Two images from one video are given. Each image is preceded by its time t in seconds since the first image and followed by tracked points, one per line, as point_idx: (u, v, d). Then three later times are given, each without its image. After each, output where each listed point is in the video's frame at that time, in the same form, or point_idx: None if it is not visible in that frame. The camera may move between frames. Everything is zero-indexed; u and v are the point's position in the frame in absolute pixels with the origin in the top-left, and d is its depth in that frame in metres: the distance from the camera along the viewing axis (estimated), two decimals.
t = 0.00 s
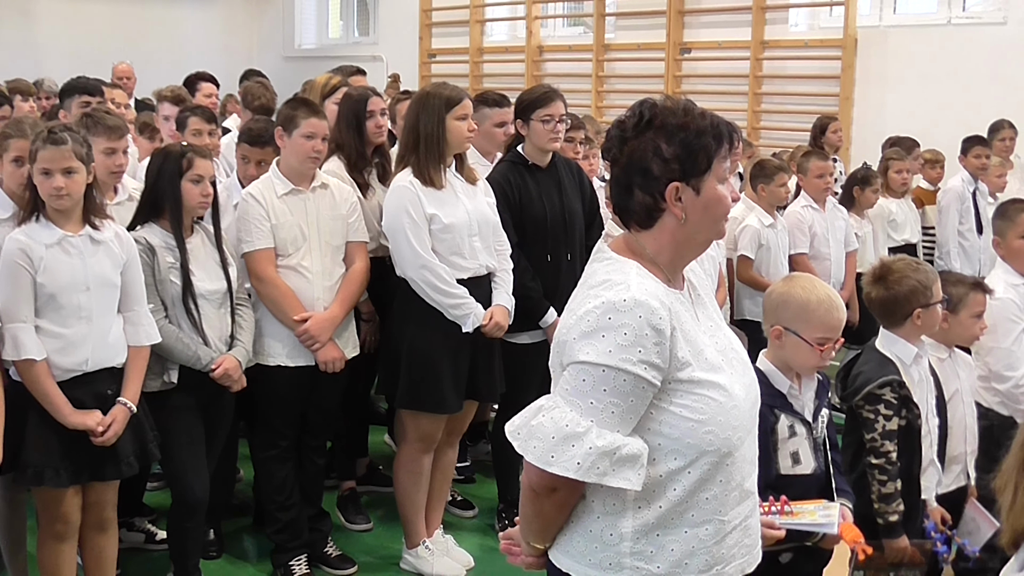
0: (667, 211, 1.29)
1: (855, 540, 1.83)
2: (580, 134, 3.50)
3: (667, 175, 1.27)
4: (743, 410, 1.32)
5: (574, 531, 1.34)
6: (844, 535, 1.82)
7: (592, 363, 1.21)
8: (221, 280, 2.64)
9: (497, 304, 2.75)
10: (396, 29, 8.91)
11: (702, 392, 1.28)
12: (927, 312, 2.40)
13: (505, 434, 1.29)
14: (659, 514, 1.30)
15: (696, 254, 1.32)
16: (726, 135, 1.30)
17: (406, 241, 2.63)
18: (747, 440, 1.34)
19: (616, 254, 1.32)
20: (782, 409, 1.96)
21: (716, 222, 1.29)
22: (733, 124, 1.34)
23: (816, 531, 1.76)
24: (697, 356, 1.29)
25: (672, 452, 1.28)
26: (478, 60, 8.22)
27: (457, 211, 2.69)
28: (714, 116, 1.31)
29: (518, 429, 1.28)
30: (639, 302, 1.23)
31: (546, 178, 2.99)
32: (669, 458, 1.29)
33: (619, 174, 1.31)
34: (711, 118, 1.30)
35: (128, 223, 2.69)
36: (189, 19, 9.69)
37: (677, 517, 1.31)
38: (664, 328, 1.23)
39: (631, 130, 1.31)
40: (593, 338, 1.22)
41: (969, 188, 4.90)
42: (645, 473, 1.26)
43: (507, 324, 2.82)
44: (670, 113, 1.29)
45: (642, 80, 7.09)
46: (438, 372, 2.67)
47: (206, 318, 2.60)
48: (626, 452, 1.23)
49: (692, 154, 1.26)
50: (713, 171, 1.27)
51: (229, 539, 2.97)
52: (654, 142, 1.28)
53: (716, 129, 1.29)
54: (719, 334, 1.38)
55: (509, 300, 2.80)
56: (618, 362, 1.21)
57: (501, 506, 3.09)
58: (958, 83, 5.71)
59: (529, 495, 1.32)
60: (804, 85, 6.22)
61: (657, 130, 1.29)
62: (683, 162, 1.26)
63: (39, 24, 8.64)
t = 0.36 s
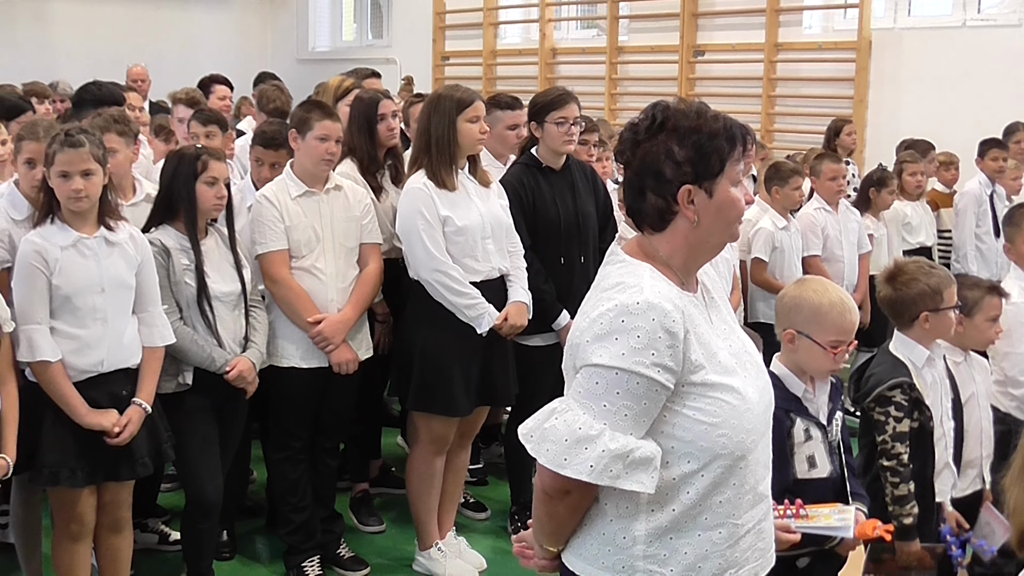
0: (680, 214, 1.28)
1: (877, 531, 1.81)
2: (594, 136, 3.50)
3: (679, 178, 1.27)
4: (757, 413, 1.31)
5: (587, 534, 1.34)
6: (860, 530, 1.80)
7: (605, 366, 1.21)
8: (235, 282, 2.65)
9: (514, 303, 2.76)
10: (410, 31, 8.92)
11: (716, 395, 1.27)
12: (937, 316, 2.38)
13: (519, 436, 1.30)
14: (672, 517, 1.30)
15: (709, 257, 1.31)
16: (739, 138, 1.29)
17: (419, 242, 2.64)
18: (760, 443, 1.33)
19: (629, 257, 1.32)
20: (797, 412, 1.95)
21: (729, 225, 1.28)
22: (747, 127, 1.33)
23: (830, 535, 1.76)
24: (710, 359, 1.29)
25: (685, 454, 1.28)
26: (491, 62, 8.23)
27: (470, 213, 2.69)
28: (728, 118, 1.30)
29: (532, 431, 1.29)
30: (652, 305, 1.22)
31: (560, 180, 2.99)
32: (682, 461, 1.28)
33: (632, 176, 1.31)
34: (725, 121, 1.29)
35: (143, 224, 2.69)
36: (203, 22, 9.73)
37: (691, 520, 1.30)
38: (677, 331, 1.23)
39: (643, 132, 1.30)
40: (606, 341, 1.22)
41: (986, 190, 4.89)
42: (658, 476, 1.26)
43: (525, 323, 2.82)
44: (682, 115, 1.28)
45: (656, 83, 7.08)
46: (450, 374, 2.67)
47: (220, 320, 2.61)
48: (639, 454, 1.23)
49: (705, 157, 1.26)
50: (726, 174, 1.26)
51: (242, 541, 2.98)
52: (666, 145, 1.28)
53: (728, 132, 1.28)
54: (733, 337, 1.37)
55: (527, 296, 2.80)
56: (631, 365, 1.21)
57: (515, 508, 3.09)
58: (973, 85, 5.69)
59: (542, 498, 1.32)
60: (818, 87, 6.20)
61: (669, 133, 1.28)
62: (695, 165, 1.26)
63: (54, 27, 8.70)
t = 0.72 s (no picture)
0: (687, 213, 1.28)
1: (883, 527, 1.81)
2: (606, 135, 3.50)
3: (685, 178, 1.26)
4: (768, 414, 1.30)
5: (598, 534, 1.34)
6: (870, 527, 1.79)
7: (616, 366, 1.20)
8: (247, 281, 2.65)
9: (523, 308, 2.76)
10: (422, 30, 8.92)
11: (727, 395, 1.26)
12: (948, 314, 2.37)
13: (530, 436, 1.30)
14: (683, 518, 1.29)
15: (718, 257, 1.30)
16: (748, 137, 1.28)
17: (429, 242, 2.64)
18: (772, 444, 1.32)
19: (639, 257, 1.32)
20: (810, 411, 1.94)
21: (738, 225, 1.27)
22: (757, 126, 1.31)
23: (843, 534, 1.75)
24: (721, 359, 1.28)
25: (695, 455, 1.27)
26: (503, 61, 8.22)
27: (480, 213, 2.69)
28: (737, 117, 1.28)
29: (543, 431, 1.29)
30: (663, 305, 1.22)
31: (571, 180, 2.99)
32: (693, 461, 1.27)
33: (640, 176, 1.31)
34: (733, 120, 1.27)
35: (155, 223, 2.70)
36: (215, 21, 9.75)
37: (702, 520, 1.30)
38: (688, 331, 1.22)
39: (651, 131, 1.30)
40: (617, 341, 1.22)
41: (1000, 190, 4.86)
42: (669, 476, 1.25)
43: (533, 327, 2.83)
44: (690, 115, 1.27)
45: (667, 82, 7.07)
46: (460, 374, 2.67)
47: (232, 319, 2.61)
48: (650, 455, 1.22)
49: (712, 157, 1.25)
50: (733, 175, 1.25)
51: (253, 539, 2.99)
52: (673, 144, 1.27)
53: (737, 131, 1.27)
54: (744, 337, 1.37)
55: (536, 303, 2.81)
56: (642, 365, 1.20)
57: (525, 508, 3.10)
58: (987, 84, 5.66)
59: (552, 497, 1.32)
60: (830, 86, 6.18)
61: (676, 132, 1.28)
62: (701, 165, 1.25)
63: (66, 26, 8.73)
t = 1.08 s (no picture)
0: (689, 214, 1.29)
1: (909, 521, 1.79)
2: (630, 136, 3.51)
3: (686, 178, 1.27)
4: (789, 416, 1.29)
5: (617, 535, 1.33)
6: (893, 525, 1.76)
7: (634, 365, 1.20)
8: (267, 280, 2.66)
9: (542, 309, 2.77)
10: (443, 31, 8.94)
11: (747, 397, 1.25)
12: (971, 316, 2.33)
13: (549, 435, 1.29)
14: (702, 519, 1.28)
15: (726, 264, 1.28)
16: (759, 144, 1.23)
17: (449, 243, 2.64)
18: (793, 446, 1.31)
19: (652, 253, 1.33)
20: (832, 412, 1.92)
21: (738, 233, 1.24)
22: (779, 132, 1.26)
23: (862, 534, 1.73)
24: (741, 360, 1.27)
25: (714, 456, 1.26)
26: (524, 62, 8.22)
27: (500, 213, 2.69)
28: (752, 121, 1.25)
29: (561, 430, 1.29)
30: (682, 305, 1.21)
31: (592, 180, 2.98)
32: (712, 462, 1.26)
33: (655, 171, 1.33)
34: (745, 124, 1.24)
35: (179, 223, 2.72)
36: (238, 23, 9.82)
37: (721, 522, 1.29)
38: (707, 331, 1.22)
39: (668, 130, 1.30)
40: (635, 340, 1.21)
41: None
42: (687, 477, 1.25)
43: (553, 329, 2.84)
44: (701, 116, 1.26)
45: (689, 83, 7.04)
46: (480, 374, 2.67)
47: (255, 318, 2.62)
48: (667, 454, 1.21)
49: (711, 161, 1.24)
50: (732, 182, 1.23)
51: (275, 538, 3.01)
52: (680, 143, 1.28)
53: (746, 137, 1.23)
54: (766, 339, 1.36)
55: (555, 305, 2.80)
56: (660, 365, 1.20)
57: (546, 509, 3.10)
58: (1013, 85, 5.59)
59: (570, 497, 1.32)
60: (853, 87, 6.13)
61: (686, 132, 1.27)
62: (699, 168, 1.25)
63: (91, 28, 8.82)
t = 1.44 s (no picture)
0: (713, 215, 1.29)
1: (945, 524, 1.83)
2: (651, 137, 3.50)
3: (710, 178, 1.27)
4: (811, 419, 1.26)
5: (634, 532, 1.33)
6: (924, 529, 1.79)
7: (649, 363, 1.20)
8: (292, 281, 2.68)
9: (564, 310, 2.75)
10: (467, 32, 8.94)
11: (766, 399, 1.24)
12: (994, 318, 2.30)
13: (566, 430, 1.30)
14: (717, 520, 1.27)
15: (749, 270, 1.27)
16: (784, 151, 1.21)
17: (471, 243, 2.64)
18: (816, 450, 1.28)
19: (680, 251, 1.33)
20: (858, 415, 1.90)
21: (758, 239, 1.23)
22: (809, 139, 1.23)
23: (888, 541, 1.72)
24: (761, 361, 1.25)
25: (731, 457, 1.25)
26: (548, 63, 8.21)
27: (522, 213, 2.69)
28: (779, 127, 1.22)
29: (578, 425, 1.29)
30: (699, 304, 1.20)
31: (615, 181, 2.98)
32: (728, 463, 1.25)
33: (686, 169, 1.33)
34: (770, 130, 1.22)
35: (203, 224, 2.74)
36: (263, 24, 9.89)
37: (737, 523, 1.27)
38: (724, 332, 1.20)
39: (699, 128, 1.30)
40: (651, 338, 1.21)
41: None
42: (701, 476, 1.24)
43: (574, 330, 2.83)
44: (728, 117, 1.25)
45: (713, 84, 7.00)
46: (502, 374, 2.67)
47: (278, 318, 2.64)
48: (680, 453, 1.21)
49: (733, 164, 1.23)
50: (752, 187, 1.22)
51: (297, 537, 3.03)
52: (709, 143, 1.27)
53: (772, 143, 1.21)
54: (793, 342, 1.33)
55: (577, 305, 2.79)
56: (675, 363, 1.19)
57: (567, 510, 3.09)
58: None
59: (587, 494, 1.32)
60: (879, 88, 6.07)
61: (714, 133, 1.27)
62: (721, 170, 1.24)
63: (117, 30, 8.92)
